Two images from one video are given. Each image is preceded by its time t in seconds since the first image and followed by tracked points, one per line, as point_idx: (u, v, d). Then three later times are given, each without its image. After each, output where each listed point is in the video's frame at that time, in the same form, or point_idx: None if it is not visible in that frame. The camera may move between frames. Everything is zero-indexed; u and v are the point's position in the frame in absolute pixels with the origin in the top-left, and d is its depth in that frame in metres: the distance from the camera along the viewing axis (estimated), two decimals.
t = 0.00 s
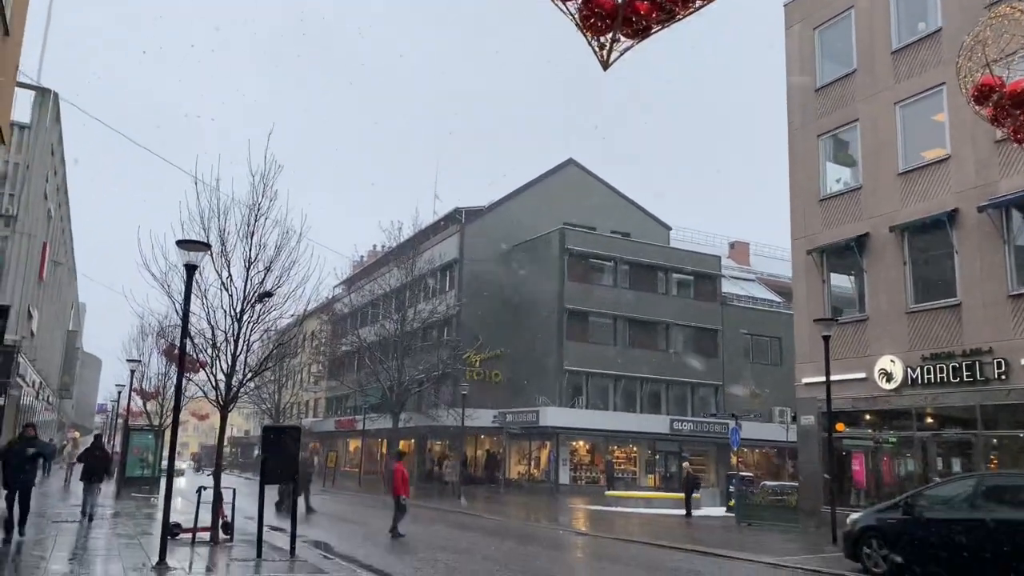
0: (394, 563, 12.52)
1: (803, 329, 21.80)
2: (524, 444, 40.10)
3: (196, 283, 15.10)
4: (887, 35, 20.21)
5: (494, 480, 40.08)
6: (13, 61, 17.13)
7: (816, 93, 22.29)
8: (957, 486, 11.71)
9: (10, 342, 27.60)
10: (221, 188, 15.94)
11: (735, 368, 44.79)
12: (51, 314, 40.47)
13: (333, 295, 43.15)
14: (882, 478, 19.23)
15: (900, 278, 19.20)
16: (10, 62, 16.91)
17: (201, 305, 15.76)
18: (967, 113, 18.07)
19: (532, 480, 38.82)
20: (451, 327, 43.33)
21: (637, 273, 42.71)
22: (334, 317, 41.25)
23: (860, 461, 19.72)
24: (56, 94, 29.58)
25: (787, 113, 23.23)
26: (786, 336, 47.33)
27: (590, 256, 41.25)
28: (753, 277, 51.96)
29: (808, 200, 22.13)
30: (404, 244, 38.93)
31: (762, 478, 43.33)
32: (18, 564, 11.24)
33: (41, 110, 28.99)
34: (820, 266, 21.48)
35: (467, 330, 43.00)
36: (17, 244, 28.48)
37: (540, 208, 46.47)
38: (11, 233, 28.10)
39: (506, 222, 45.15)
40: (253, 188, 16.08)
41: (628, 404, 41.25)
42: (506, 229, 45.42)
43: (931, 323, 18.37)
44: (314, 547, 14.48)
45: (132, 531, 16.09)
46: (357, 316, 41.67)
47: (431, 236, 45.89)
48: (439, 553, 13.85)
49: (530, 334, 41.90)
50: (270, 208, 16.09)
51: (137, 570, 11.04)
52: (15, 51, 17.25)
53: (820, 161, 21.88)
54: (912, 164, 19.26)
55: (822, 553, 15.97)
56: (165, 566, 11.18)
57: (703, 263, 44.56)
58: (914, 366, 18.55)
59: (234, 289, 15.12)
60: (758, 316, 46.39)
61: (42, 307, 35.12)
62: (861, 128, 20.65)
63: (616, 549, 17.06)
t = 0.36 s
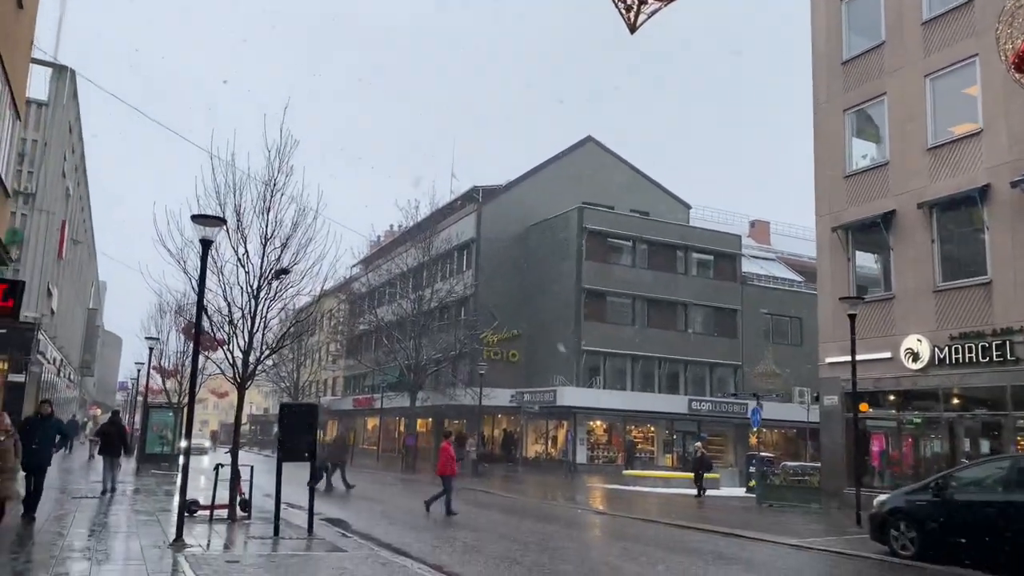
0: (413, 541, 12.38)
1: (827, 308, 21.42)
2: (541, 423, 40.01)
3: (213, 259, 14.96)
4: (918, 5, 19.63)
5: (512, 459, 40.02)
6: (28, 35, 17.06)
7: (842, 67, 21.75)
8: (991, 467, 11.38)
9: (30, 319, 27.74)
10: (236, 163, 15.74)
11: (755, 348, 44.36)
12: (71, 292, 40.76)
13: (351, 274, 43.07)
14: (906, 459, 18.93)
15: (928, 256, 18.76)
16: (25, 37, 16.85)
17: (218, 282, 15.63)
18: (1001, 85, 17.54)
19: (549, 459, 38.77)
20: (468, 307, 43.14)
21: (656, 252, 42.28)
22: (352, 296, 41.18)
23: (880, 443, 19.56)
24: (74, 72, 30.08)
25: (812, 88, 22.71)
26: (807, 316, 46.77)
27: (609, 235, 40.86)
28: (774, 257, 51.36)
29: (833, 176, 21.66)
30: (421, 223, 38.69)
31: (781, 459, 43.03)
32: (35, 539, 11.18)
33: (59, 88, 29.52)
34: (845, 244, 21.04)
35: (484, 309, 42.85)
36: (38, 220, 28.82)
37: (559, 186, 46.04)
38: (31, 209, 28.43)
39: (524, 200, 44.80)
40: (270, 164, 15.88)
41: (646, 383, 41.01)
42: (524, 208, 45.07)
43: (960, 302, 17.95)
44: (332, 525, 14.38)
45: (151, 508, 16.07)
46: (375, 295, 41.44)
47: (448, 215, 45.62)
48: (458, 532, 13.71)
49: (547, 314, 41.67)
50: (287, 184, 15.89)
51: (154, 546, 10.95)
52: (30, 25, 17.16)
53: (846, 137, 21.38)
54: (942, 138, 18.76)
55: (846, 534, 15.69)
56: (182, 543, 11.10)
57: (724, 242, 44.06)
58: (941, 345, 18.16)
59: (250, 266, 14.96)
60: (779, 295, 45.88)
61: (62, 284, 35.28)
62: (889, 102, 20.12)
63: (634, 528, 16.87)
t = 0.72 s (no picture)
0: (428, 526, 12.21)
1: (849, 293, 21.04)
2: (556, 409, 39.81)
3: (227, 241, 14.80)
4: None
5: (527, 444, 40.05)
6: (41, 16, 16.93)
7: (867, 46, 21.26)
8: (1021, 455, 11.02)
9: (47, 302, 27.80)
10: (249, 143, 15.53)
11: (773, 334, 43.92)
12: (88, 276, 40.92)
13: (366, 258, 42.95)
14: (931, 446, 18.59)
15: (955, 239, 18.32)
16: (38, 17, 16.71)
17: (232, 264, 15.46)
18: None
19: (565, 444, 38.60)
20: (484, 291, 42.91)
21: (674, 237, 41.84)
22: (367, 281, 40.97)
23: (896, 429, 19.51)
24: (87, 54, 29.92)
25: (835, 67, 22.23)
26: (826, 301, 46.22)
27: (625, 219, 40.46)
28: (793, 242, 50.76)
29: (857, 158, 21.22)
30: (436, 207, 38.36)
31: (799, 445, 42.65)
32: (49, 521, 11.09)
33: (73, 70, 29.39)
34: (869, 226, 20.62)
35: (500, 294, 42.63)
36: (55, 204, 28.79)
37: (575, 170, 45.63)
38: (47, 192, 28.41)
39: (540, 184, 44.45)
40: (283, 145, 15.66)
41: (662, 369, 40.73)
42: (540, 192, 44.71)
43: (987, 286, 17.52)
44: (347, 509, 14.24)
45: (165, 491, 16.03)
46: (390, 280, 41.02)
47: (463, 199, 45.31)
48: (473, 517, 13.51)
49: (563, 299, 41.38)
50: (301, 165, 15.68)
51: (167, 529, 10.83)
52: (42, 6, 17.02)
53: (870, 117, 20.92)
54: (970, 119, 18.27)
55: (868, 522, 15.40)
56: (195, 527, 10.98)
57: (742, 226, 43.56)
58: (967, 330, 17.76)
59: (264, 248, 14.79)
60: (798, 281, 45.36)
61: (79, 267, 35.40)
62: (915, 82, 19.63)
63: (652, 514, 16.66)
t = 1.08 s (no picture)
0: (446, 513, 12.00)
1: (876, 279, 20.58)
2: (574, 395, 39.54)
3: (243, 224, 14.58)
4: None
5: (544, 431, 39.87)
6: None
7: (897, 25, 20.68)
8: None
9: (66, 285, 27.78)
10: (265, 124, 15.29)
11: (795, 321, 43.41)
12: (108, 261, 41.06)
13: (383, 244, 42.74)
14: (961, 437, 18.21)
15: (988, 224, 17.80)
16: None
17: (248, 247, 15.24)
18: None
19: (582, 432, 38.33)
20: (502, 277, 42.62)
21: (694, 223, 41.33)
22: (385, 267, 40.71)
23: (922, 419, 19.11)
24: (105, 37, 29.78)
25: (864, 47, 21.69)
26: (849, 289, 45.56)
27: (646, 205, 39.98)
28: (815, 228, 50.08)
29: (886, 140, 20.69)
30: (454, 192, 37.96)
31: (820, 434, 42.20)
32: (63, 504, 10.93)
33: (91, 53, 29.31)
34: (898, 211, 20.13)
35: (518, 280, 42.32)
36: (73, 187, 28.78)
37: (595, 155, 45.12)
38: (65, 175, 28.42)
39: (559, 169, 44.03)
40: (300, 126, 15.39)
41: (681, 357, 40.38)
42: (559, 177, 44.27)
43: (1021, 272, 17.00)
44: (364, 495, 14.08)
45: (182, 475, 15.93)
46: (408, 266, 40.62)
47: (481, 184, 44.94)
48: (492, 504, 13.31)
49: (582, 285, 41.02)
50: (318, 146, 15.41)
51: (183, 514, 10.65)
52: None
53: (901, 99, 20.38)
54: (1005, 100, 17.71)
55: (896, 513, 15.03)
56: (211, 512, 10.80)
57: (764, 212, 42.96)
58: (1000, 318, 17.26)
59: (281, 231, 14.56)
60: (820, 268, 44.71)
61: (98, 251, 35.39)
62: (948, 62, 19.06)
63: (673, 503, 16.38)
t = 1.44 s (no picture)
0: (465, 507, 11.76)
1: (904, 269, 20.12)
2: (591, 386, 39.24)
3: (260, 210, 14.35)
4: None
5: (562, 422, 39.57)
6: None
7: (928, 9, 20.12)
8: None
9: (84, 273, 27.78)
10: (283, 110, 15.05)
11: (816, 312, 42.86)
12: (126, 250, 41.21)
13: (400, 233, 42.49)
14: (990, 433, 17.71)
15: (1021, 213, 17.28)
16: None
17: (264, 234, 15.02)
18: None
19: (599, 423, 38.04)
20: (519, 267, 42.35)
21: (714, 212, 40.83)
22: (402, 256, 40.43)
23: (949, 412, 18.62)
24: (122, 23, 29.69)
25: (893, 32, 21.16)
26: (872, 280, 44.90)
27: (665, 194, 39.53)
28: (837, 219, 49.39)
29: (915, 127, 20.17)
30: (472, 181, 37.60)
31: (841, 427, 41.70)
32: (78, 493, 10.77)
33: (108, 40, 29.27)
34: (927, 200, 19.65)
35: (535, 270, 41.99)
36: (92, 176, 28.92)
37: (613, 144, 44.64)
38: (84, 164, 28.60)
39: (577, 158, 43.61)
40: (318, 110, 15.12)
41: (700, 348, 39.98)
42: (577, 166, 43.84)
43: None
44: (382, 486, 13.88)
45: (199, 464, 15.81)
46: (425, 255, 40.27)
47: (499, 173, 44.59)
48: (512, 497, 13.06)
49: (600, 275, 40.66)
50: (336, 132, 15.15)
51: (199, 505, 10.44)
52: None
53: (931, 85, 19.84)
54: None
55: (925, 510, 14.64)
56: (227, 503, 10.60)
57: (785, 202, 42.40)
58: None
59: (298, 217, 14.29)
60: (842, 259, 44.03)
61: (115, 239, 35.39)
62: (981, 47, 18.51)
63: (695, 497, 16.07)
